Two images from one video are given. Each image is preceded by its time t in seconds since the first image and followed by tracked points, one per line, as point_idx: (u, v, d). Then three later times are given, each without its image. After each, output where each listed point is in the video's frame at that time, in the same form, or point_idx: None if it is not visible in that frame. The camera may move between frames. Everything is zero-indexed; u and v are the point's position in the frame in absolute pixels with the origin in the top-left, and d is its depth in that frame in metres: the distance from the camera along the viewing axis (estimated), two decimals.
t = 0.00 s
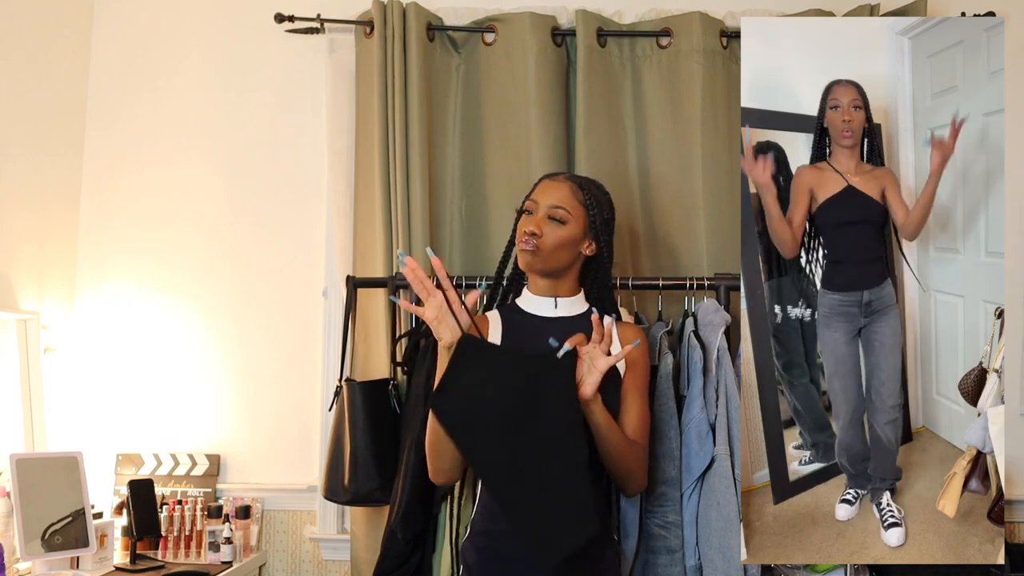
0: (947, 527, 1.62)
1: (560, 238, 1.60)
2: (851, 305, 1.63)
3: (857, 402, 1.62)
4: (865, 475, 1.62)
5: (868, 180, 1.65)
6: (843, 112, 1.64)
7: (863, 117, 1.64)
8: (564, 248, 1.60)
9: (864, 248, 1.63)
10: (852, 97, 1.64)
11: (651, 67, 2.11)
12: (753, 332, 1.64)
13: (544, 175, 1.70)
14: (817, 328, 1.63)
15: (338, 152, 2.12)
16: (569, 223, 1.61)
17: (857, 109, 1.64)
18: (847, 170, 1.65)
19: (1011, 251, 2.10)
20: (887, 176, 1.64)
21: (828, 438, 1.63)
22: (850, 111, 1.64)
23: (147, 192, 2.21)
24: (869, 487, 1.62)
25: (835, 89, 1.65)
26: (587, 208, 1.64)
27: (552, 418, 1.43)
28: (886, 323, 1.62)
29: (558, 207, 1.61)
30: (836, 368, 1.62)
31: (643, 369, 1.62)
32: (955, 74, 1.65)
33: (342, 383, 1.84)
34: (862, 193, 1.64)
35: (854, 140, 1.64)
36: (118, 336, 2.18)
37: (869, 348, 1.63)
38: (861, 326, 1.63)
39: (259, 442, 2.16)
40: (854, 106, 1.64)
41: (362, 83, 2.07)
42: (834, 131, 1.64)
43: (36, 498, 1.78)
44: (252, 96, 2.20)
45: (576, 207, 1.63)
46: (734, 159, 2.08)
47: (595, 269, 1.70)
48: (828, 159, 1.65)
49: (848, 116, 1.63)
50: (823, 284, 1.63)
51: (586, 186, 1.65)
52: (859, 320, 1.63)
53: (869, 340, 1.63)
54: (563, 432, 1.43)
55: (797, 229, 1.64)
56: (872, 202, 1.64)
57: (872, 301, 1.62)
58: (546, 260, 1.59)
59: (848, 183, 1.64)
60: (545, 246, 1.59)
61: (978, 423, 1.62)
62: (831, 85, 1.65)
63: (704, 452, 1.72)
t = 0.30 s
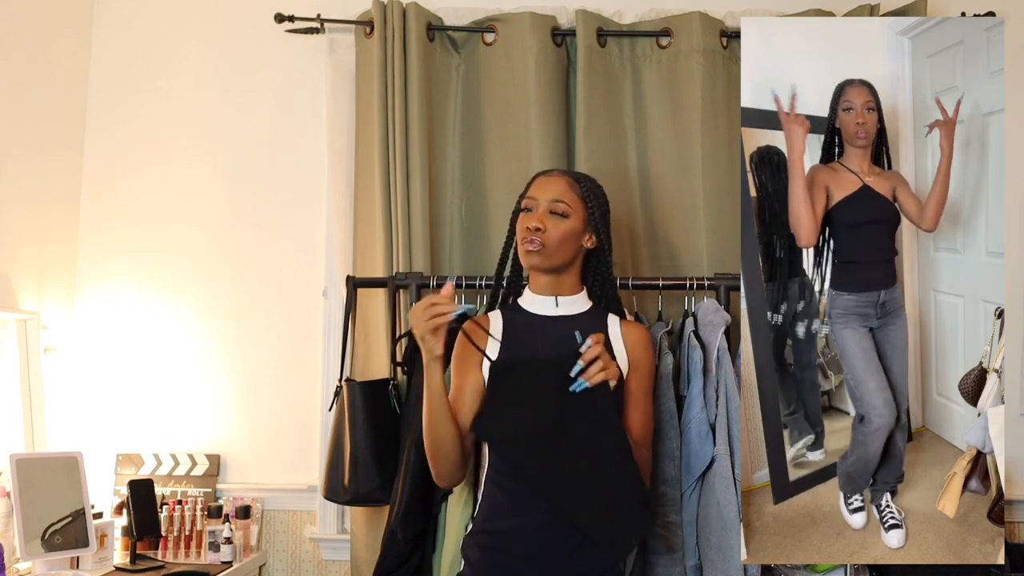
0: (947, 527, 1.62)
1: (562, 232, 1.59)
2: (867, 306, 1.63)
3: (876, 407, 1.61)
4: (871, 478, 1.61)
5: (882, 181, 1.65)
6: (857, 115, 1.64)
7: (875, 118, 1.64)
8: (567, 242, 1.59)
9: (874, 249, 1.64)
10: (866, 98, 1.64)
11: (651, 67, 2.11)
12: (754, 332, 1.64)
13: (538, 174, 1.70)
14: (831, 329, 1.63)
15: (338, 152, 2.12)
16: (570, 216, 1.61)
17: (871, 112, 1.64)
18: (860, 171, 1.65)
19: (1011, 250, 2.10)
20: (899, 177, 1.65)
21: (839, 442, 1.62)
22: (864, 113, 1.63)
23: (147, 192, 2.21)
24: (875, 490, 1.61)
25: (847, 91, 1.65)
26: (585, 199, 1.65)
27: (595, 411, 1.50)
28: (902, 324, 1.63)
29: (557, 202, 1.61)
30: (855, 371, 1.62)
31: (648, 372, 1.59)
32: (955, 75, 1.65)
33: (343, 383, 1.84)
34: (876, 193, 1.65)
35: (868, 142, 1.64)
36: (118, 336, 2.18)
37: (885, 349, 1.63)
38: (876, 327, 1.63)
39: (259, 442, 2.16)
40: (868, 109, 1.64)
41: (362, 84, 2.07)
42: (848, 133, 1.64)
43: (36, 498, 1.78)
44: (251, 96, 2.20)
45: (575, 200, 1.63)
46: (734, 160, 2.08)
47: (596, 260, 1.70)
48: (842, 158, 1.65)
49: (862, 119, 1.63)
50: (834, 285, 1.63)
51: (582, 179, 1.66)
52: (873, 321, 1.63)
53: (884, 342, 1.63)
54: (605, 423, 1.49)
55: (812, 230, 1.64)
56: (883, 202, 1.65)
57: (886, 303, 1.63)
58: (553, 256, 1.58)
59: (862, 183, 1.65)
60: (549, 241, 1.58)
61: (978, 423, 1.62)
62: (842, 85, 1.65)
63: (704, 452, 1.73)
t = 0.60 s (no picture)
0: (947, 527, 1.62)
1: (565, 228, 1.61)
2: (869, 307, 1.63)
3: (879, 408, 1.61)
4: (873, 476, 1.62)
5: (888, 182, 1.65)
6: (862, 116, 1.64)
7: (881, 121, 1.64)
8: (571, 239, 1.61)
9: (879, 249, 1.64)
10: (870, 100, 1.64)
11: (651, 67, 2.11)
12: (753, 332, 1.64)
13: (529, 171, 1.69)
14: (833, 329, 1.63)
15: (338, 152, 2.12)
16: (571, 212, 1.62)
17: (876, 113, 1.64)
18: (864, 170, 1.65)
19: (1011, 250, 2.10)
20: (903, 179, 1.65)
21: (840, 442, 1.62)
22: (870, 115, 1.64)
23: (147, 192, 2.21)
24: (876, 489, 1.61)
25: (853, 91, 1.65)
26: (580, 194, 1.66)
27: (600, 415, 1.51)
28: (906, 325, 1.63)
29: (557, 198, 1.62)
30: (857, 371, 1.62)
31: (648, 371, 1.58)
32: (955, 75, 1.65)
33: (342, 383, 1.84)
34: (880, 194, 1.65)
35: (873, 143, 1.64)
36: (118, 336, 2.18)
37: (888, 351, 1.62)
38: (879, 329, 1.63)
39: (259, 442, 2.16)
40: (873, 110, 1.64)
41: (362, 84, 2.07)
42: (853, 135, 1.64)
43: (36, 498, 1.78)
44: (251, 96, 2.20)
45: (571, 195, 1.64)
46: (734, 159, 2.08)
47: (592, 258, 1.70)
48: (846, 159, 1.65)
49: (867, 121, 1.64)
50: (835, 286, 1.64)
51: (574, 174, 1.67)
52: (876, 322, 1.63)
53: (888, 343, 1.63)
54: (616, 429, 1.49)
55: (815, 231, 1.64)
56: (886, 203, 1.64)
57: (890, 304, 1.63)
58: (559, 253, 1.59)
59: (865, 183, 1.65)
60: (555, 237, 1.59)
61: (978, 423, 1.62)
62: (846, 84, 1.65)
63: (704, 452, 1.73)
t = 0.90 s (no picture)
0: (947, 527, 1.62)
1: (559, 230, 1.60)
2: (864, 308, 1.63)
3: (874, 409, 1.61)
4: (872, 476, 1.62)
5: (888, 181, 1.65)
6: (863, 115, 1.64)
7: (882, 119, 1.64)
8: (562, 240, 1.60)
9: (878, 250, 1.64)
10: (871, 98, 1.64)
11: (651, 67, 2.11)
12: (753, 332, 1.65)
13: (517, 171, 1.68)
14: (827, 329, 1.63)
15: (338, 152, 2.12)
16: (563, 214, 1.61)
17: (877, 112, 1.64)
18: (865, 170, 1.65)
19: (1012, 250, 2.10)
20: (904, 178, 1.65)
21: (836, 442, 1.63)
22: (871, 113, 1.64)
23: (147, 192, 2.21)
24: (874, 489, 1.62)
25: (853, 90, 1.65)
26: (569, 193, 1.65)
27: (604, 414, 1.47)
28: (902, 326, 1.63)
29: (550, 200, 1.61)
30: (852, 371, 1.62)
31: (643, 367, 1.57)
32: (955, 75, 1.65)
33: (342, 383, 1.84)
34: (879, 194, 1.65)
35: (874, 142, 1.64)
36: (118, 336, 2.18)
37: (884, 352, 1.63)
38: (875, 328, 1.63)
39: (259, 442, 2.16)
40: (875, 109, 1.64)
41: (362, 84, 2.07)
42: (854, 134, 1.65)
43: (36, 498, 1.78)
44: (251, 96, 2.20)
45: (562, 196, 1.63)
46: (734, 159, 2.09)
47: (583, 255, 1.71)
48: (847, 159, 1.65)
49: (869, 119, 1.64)
50: (832, 287, 1.64)
51: (563, 173, 1.66)
52: (872, 323, 1.63)
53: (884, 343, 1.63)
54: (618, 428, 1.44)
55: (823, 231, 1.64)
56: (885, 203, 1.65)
57: (887, 305, 1.63)
58: (554, 257, 1.59)
59: (865, 184, 1.65)
60: (549, 242, 1.58)
61: (978, 423, 1.62)
62: (847, 83, 1.65)
63: (705, 452, 1.73)
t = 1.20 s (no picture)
0: (947, 527, 1.62)
1: (549, 225, 1.61)
2: (849, 308, 1.62)
3: (849, 410, 1.62)
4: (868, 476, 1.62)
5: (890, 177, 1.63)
6: (856, 112, 1.63)
7: (877, 114, 1.63)
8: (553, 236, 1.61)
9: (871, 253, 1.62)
10: (864, 93, 1.64)
11: (651, 67, 2.11)
12: (753, 332, 1.65)
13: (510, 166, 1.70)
14: (813, 326, 1.63)
15: (338, 152, 2.12)
16: (555, 209, 1.62)
17: (871, 107, 1.63)
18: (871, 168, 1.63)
19: (1012, 250, 2.10)
20: (905, 174, 1.63)
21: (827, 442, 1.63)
22: (863, 109, 1.63)
23: (147, 192, 2.21)
24: (868, 490, 1.62)
25: (847, 88, 1.65)
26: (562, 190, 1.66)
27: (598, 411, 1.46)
28: (887, 332, 1.62)
29: (542, 195, 1.62)
30: (832, 372, 1.62)
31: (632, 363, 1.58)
32: (955, 75, 1.64)
33: (342, 383, 1.84)
34: (879, 193, 1.63)
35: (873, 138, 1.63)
36: (118, 336, 2.18)
37: (869, 357, 1.62)
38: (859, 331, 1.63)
39: (259, 442, 2.16)
40: (867, 104, 1.63)
41: (362, 84, 2.07)
42: (850, 132, 1.64)
43: (36, 498, 1.78)
44: (252, 96, 2.20)
45: (556, 193, 1.64)
46: (734, 159, 2.09)
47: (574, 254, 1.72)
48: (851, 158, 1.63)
49: (861, 115, 1.63)
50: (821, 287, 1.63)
51: (557, 170, 1.67)
52: (857, 325, 1.63)
53: (869, 347, 1.62)
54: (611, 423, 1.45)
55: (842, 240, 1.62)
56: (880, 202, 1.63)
57: (873, 308, 1.62)
58: (544, 253, 1.59)
59: (863, 182, 1.63)
60: (539, 236, 1.58)
61: (978, 423, 1.62)
62: (841, 82, 1.65)
63: (704, 452, 1.73)
